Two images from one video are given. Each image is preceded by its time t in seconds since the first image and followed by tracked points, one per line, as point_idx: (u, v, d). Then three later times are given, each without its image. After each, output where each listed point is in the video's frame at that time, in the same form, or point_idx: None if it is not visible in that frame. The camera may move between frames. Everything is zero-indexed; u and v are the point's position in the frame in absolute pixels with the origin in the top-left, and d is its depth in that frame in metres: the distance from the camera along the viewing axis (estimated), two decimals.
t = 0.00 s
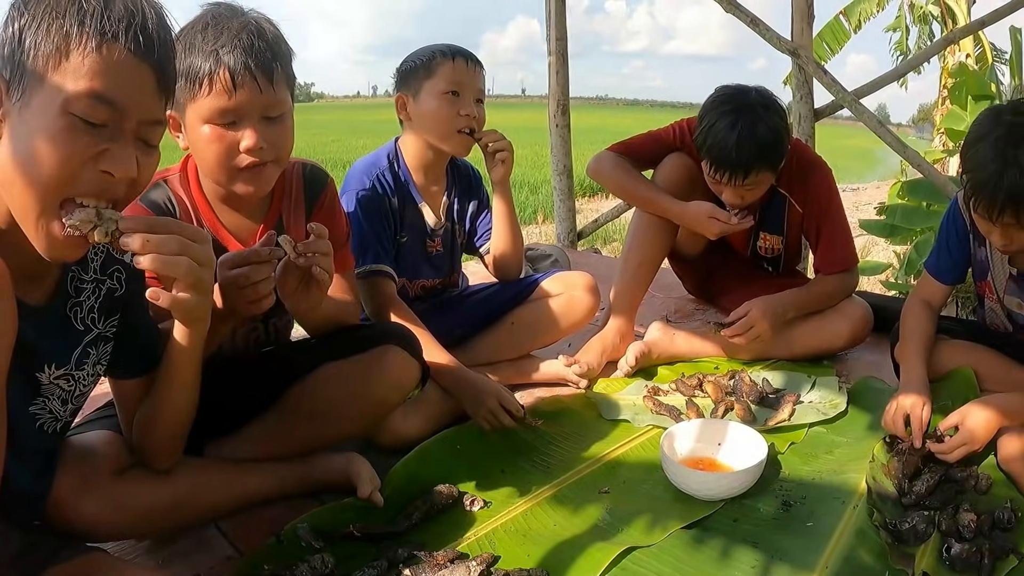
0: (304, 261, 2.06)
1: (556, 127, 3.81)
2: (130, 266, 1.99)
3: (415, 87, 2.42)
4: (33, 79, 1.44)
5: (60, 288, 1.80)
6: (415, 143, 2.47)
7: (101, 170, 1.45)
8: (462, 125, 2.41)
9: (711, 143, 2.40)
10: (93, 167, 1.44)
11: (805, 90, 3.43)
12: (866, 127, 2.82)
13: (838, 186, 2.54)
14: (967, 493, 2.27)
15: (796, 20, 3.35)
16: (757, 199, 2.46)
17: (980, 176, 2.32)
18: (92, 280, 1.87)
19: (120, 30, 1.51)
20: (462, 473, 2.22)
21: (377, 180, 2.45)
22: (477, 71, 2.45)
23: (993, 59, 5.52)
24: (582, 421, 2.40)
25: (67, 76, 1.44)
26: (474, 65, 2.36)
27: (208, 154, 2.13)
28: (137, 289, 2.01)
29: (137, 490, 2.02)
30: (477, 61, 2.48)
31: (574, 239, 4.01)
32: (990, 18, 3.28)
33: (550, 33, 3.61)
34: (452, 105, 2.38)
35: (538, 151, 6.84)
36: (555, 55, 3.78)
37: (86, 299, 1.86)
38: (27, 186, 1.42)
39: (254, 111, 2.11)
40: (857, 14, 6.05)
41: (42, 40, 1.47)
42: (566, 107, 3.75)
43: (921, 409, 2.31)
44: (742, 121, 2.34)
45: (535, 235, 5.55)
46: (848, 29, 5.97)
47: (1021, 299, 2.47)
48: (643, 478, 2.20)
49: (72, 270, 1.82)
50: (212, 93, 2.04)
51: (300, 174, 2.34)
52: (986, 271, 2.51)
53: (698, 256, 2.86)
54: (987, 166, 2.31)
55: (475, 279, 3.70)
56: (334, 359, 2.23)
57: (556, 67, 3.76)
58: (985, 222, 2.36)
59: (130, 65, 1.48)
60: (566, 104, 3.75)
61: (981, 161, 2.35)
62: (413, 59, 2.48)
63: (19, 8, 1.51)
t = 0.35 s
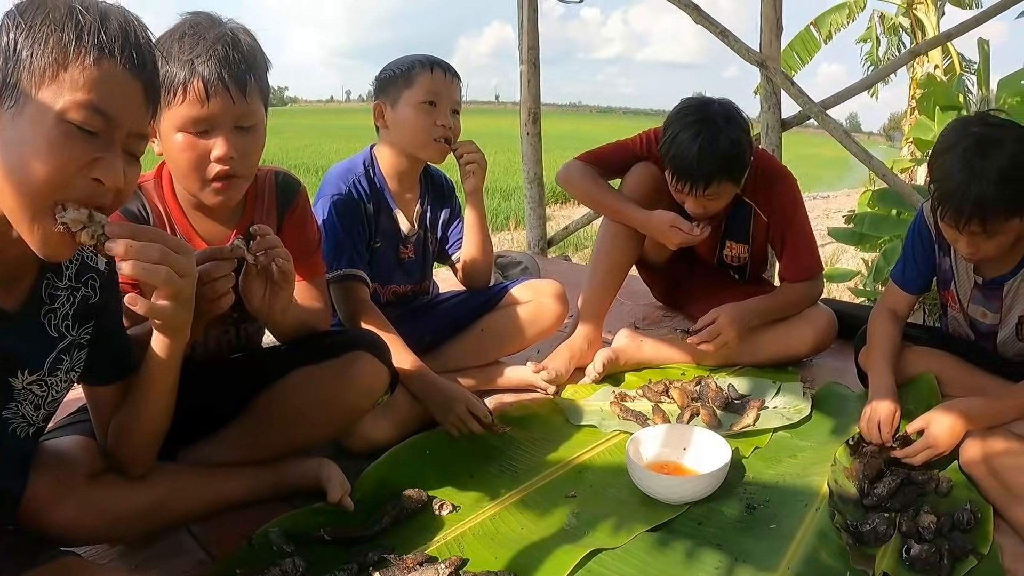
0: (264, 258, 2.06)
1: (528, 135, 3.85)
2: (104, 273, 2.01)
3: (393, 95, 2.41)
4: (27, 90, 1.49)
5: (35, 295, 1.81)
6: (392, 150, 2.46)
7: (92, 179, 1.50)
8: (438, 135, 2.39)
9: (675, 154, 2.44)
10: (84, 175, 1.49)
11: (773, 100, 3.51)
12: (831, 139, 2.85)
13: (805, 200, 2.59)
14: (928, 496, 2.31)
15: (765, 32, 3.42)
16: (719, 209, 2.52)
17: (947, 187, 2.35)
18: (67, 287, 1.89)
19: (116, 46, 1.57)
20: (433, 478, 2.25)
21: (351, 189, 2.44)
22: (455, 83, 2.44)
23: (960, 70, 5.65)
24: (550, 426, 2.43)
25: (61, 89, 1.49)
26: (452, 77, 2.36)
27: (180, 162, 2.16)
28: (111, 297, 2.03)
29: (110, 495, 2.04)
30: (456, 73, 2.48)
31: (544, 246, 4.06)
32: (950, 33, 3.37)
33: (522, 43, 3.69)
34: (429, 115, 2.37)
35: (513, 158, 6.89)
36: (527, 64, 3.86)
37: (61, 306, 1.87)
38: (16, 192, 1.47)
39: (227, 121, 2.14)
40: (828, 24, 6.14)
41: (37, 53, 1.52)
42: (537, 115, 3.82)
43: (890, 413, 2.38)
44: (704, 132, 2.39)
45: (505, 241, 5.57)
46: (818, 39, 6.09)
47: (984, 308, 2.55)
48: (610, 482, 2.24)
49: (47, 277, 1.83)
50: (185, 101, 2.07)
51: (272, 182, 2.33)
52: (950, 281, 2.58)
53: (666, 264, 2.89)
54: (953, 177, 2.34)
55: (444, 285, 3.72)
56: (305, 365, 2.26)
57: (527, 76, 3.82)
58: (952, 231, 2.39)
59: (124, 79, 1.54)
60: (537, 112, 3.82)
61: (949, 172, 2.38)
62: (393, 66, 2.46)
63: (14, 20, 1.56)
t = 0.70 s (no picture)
0: (199, 280, 2.06)
1: (477, 149, 4.04)
2: (53, 295, 1.99)
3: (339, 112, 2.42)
4: None
5: None
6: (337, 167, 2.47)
7: (31, 202, 1.50)
8: (382, 152, 2.41)
9: (633, 163, 2.36)
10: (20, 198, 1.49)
11: (721, 116, 3.57)
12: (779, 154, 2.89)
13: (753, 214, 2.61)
14: (873, 504, 2.33)
15: (712, 48, 3.48)
16: (671, 221, 2.47)
17: (891, 200, 2.32)
18: (17, 307, 1.89)
19: (48, 61, 1.58)
20: (380, 495, 2.24)
21: (299, 204, 2.44)
22: (401, 100, 2.45)
23: (909, 83, 5.78)
24: (498, 442, 2.43)
25: None
26: (397, 94, 2.38)
27: (123, 180, 2.12)
28: (60, 317, 2.01)
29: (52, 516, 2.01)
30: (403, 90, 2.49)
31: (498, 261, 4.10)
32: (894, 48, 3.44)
33: (474, 60, 3.78)
34: (374, 131, 2.39)
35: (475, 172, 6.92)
36: (478, 80, 3.96)
37: (9, 326, 1.88)
38: None
39: (171, 139, 2.12)
40: (780, 39, 6.23)
41: None
42: (487, 130, 3.94)
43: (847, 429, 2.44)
44: (661, 140, 2.35)
45: (460, 255, 5.56)
46: (771, 52, 6.21)
47: (930, 319, 2.58)
48: (554, 497, 2.25)
49: None
50: (128, 120, 2.04)
51: (216, 201, 2.31)
52: (896, 292, 2.61)
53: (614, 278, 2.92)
54: (897, 189, 2.30)
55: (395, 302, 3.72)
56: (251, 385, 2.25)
57: (477, 91, 3.94)
58: (896, 243, 2.37)
59: (55, 92, 1.55)
60: (487, 127, 3.94)
61: (891, 184, 2.35)
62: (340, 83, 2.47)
63: None
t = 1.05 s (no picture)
0: (135, 297, 2.02)
1: (432, 155, 4.07)
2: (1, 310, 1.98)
3: (288, 119, 2.42)
4: None
5: None
6: (287, 174, 2.46)
7: None
8: (332, 160, 2.42)
9: (577, 157, 2.40)
10: None
11: (672, 120, 3.62)
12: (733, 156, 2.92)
13: (705, 216, 2.64)
14: (827, 503, 2.39)
15: (665, 51, 3.54)
16: (619, 218, 2.49)
17: (841, 197, 2.32)
18: None
19: None
20: (333, 503, 2.22)
21: (249, 213, 2.44)
22: (352, 108, 2.46)
23: (862, 85, 5.89)
24: (453, 449, 2.43)
25: None
26: (347, 102, 2.37)
27: (67, 192, 2.08)
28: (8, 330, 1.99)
29: None
30: (353, 97, 2.49)
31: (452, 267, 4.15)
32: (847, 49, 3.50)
33: (427, 66, 3.81)
34: (322, 139, 2.39)
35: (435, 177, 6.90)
36: (433, 85, 4.00)
37: None
38: None
39: (117, 150, 2.08)
40: (736, 42, 6.27)
41: None
42: (442, 136, 3.99)
43: (789, 425, 2.43)
44: (608, 139, 2.38)
45: (420, 261, 5.54)
46: (727, 55, 6.28)
47: (882, 316, 2.60)
48: (510, 502, 2.25)
49: None
50: (72, 130, 2.00)
51: (164, 212, 2.30)
52: (847, 292, 2.63)
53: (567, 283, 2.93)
54: (846, 187, 2.30)
55: (349, 310, 3.70)
56: (203, 396, 2.23)
57: (433, 97, 4.00)
58: (846, 241, 2.37)
59: None
60: (442, 133, 4.00)
61: (840, 180, 2.35)
62: (288, 90, 2.47)
63: None
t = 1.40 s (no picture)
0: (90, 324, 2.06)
1: (399, 161, 4.11)
2: None
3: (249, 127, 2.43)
4: None
5: None
6: (249, 182, 2.46)
7: None
8: (293, 166, 2.42)
9: (543, 168, 2.37)
10: None
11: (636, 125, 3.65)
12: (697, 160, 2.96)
13: (670, 221, 2.65)
14: (791, 505, 2.39)
15: (630, 57, 3.59)
16: (585, 226, 2.47)
17: (797, 199, 2.34)
18: None
19: None
20: (294, 510, 2.21)
21: (212, 220, 2.44)
22: (313, 114, 2.47)
23: (829, 88, 5.96)
24: (417, 455, 2.43)
25: None
26: (307, 108, 2.38)
27: (26, 201, 2.06)
28: None
29: None
30: (313, 103, 2.50)
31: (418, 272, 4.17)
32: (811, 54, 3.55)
33: (393, 72, 3.82)
34: (285, 145, 2.39)
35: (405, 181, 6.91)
36: (400, 90, 4.02)
37: None
38: None
39: (76, 159, 2.07)
40: (704, 47, 6.30)
41: None
42: (408, 142, 4.04)
43: (745, 436, 2.44)
44: (572, 150, 2.35)
45: (391, 266, 5.53)
46: (696, 59, 6.33)
47: (844, 316, 2.64)
48: (474, 507, 2.26)
49: None
50: (30, 140, 1.99)
51: (126, 221, 2.29)
52: (809, 292, 2.67)
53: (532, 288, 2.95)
54: (802, 188, 2.32)
55: (314, 317, 3.69)
56: (164, 404, 2.22)
57: (399, 102, 4.04)
58: (806, 243, 2.39)
59: None
60: (408, 139, 4.04)
61: (797, 182, 2.37)
62: (249, 99, 2.47)
63: None
